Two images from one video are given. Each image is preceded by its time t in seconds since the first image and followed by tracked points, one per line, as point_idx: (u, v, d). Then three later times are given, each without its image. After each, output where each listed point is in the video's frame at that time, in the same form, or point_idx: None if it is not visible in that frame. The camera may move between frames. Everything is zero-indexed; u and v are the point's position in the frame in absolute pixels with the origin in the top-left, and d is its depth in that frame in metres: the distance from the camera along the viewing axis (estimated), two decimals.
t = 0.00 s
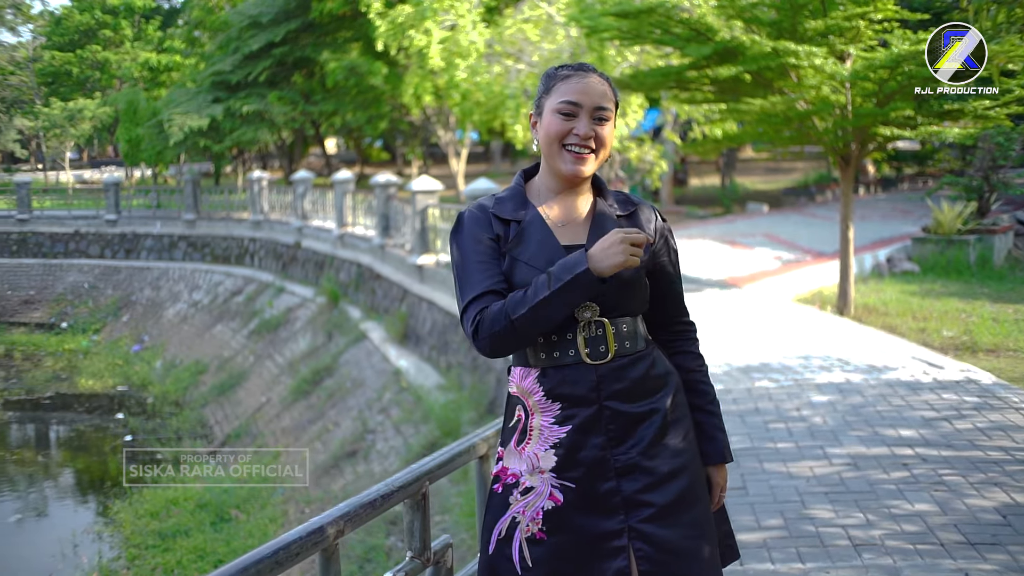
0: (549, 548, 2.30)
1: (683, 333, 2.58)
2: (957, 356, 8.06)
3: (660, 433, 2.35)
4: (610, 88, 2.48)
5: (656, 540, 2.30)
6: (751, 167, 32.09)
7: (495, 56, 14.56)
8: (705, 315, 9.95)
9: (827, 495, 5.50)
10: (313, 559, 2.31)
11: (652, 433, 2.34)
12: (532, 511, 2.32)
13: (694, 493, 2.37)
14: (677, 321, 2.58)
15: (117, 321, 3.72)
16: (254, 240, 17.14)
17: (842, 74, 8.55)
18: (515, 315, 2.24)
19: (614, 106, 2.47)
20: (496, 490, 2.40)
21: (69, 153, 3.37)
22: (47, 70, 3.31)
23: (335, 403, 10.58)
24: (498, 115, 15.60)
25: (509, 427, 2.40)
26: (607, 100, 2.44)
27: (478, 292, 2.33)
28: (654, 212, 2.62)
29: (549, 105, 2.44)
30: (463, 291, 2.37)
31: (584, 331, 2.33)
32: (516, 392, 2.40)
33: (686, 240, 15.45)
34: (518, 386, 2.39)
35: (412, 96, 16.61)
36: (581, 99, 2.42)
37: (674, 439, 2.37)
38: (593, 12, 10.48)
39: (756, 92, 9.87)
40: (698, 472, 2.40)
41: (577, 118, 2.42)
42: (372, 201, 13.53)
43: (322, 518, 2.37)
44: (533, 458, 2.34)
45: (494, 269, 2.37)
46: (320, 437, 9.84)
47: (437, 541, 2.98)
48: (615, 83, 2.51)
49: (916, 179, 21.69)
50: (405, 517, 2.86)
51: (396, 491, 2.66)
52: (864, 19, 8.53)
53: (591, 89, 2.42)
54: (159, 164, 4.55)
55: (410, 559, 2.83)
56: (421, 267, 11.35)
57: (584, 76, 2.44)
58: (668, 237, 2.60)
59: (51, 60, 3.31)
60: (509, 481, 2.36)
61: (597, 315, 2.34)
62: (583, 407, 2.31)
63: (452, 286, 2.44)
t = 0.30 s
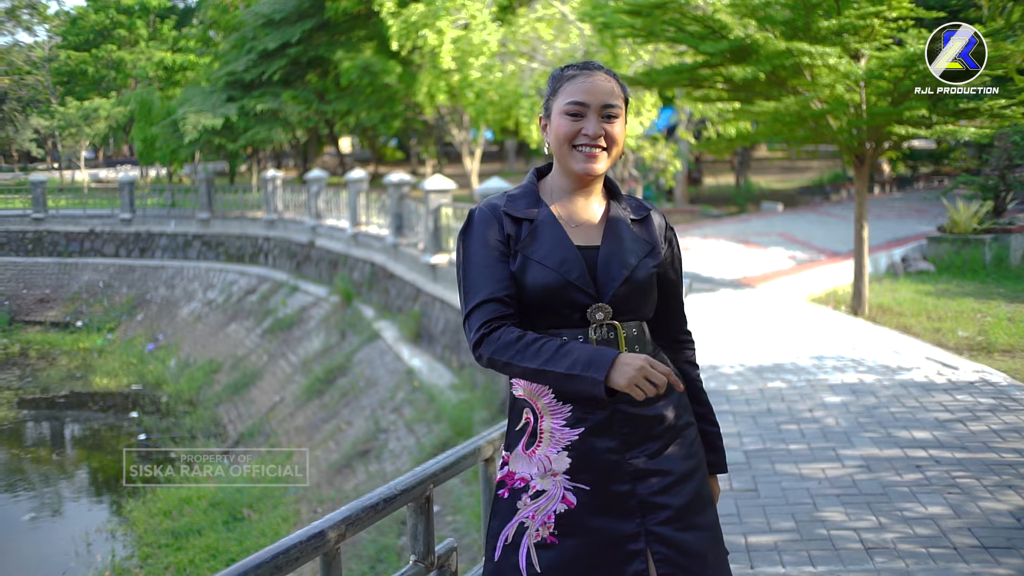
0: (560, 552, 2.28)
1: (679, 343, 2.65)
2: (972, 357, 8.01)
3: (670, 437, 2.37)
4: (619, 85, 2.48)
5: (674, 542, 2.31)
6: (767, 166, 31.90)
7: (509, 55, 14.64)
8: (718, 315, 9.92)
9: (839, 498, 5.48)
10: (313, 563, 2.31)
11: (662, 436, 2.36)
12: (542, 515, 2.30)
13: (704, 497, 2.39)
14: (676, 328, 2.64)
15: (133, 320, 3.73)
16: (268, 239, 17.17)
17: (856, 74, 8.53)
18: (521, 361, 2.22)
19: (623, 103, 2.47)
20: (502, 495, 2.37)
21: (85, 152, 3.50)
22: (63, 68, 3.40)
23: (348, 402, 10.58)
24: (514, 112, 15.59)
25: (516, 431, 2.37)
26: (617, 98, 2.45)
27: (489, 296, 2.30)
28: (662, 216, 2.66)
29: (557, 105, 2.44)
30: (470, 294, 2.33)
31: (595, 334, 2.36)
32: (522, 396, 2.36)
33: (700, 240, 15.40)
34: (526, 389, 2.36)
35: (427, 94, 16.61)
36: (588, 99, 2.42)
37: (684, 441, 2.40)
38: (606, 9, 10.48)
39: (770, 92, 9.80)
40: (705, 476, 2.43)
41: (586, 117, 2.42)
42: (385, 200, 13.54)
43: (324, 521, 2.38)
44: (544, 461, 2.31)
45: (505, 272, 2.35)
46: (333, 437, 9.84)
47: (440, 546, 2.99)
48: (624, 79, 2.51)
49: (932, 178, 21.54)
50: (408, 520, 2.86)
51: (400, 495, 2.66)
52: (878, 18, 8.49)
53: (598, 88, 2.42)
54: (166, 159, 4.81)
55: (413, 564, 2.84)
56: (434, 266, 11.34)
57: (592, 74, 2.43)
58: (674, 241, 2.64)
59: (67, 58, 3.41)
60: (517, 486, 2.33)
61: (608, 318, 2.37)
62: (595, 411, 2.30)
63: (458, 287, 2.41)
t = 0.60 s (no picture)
0: (569, 555, 2.31)
1: (689, 345, 2.62)
2: (990, 361, 7.95)
3: (677, 443, 2.43)
4: (628, 83, 2.47)
5: (683, 545, 2.39)
6: (784, 168, 31.72)
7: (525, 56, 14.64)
8: (734, 317, 9.87)
9: (853, 502, 5.45)
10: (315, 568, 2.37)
11: (669, 442, 2.42)
12: (551, 517, 2.33)
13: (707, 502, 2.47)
14: (688, 330, 2.62)
15: (150, 321, 3.98)
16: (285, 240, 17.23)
17: (873, 74, 8.47)
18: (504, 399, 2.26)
19: (633, 100, 2.45)
20: (506, 498, 2.40)
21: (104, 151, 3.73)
22: (82, 69, 3.57)
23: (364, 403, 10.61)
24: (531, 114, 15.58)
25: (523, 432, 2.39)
26: (629, 97, 2.43)
27: (498, 300, 2.30)
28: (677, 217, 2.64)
29: (568, 105, 2.43)
30: (479, 294, 2.33)
31: (609, 336, 2.35)
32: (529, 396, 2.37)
33: (715, 241, 15.37)
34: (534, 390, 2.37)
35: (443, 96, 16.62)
36: (597, 98, 2.41)
37: (692, 447, 2.47)
38: (623, 8, 10.45)
39: (787, 93, 9.75)
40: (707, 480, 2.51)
41: (597, 117, 2.41)
42: (401, 201, 13.54)
43: (328, 526, 2.44)
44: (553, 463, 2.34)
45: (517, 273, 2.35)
46: (348, 438, 9.84)
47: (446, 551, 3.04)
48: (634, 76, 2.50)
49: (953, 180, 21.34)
50: (414, 525, 2.93)
51: (405, 500, 2.71)
52: (895, 19, 8.43)
53: (608, 87, 2.41)
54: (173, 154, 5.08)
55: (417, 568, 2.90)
56: (449, 267, 11.35)
57: (601, 73, 2.42)
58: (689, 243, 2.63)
59: (86, 60, 3.59)
60: (523, 488, 2.36)
61: (621, 321, 2.36)
62: (606, 415, 2.33)
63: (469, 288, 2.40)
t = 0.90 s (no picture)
0: (577, 555, 2.33)
1: (701, 351, 2.61)
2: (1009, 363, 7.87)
3: (687, 449, 2.43)
4: (639, 81, 2.47)
5: (690, 550, 2.38)
6: (805, 167, 31.50)
7: (543, 56, 14.65)
8: (752, 318, 9.82)
9: (870, 505, 5.41)
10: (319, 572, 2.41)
11: (680, 447, 2.41)
12: (557, 519, 2.33)
13: (713, 509, 2.45)
14: (704, 335, 2.61)
15: (165, 320, 4.33)
16: (305, 239, 17.27)
17: (892, 74, 8.39)
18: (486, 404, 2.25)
19: (644, 97, 2.45)
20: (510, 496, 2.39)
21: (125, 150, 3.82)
22: (103, 69, 3.68)
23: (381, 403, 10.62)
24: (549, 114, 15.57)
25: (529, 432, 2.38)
26: (639, 95, 2.44)
27: (506, 300, 2.30)
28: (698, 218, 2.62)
29: (578, 104, 2.44)
30: (486, 293, 2.33)
31: (622, 339, 2.35)
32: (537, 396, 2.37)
33: (734, 241, 15.30)
34: (542, 389, 2.37)
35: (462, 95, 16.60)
36: (605, 98, 2.41)
37: (701, 453, 2.46)
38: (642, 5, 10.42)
39: (806, 92, 9.67)
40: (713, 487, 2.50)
41: (607, 116, 2.41)
42: (420, 201, 13.54)
43: (333, 530, 2.48)
44: (559, 464, 2.34)
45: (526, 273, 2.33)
46: (366, 438, 9.82)
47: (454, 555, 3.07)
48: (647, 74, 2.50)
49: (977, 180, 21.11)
50: (422, 528, 2.96)
51: (412, 504, 2.74)
52: (915, 18, 8.37)
53: (617, 86, 2.42)
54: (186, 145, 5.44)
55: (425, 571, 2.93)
56: (467, 267, 11.34)
57: (611, 71, 2.42)
58: (708, 244, 2.61)
59: (109, 59, 3.69)
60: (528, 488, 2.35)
61: (634, 325, 2.36)
62: (616, 419, 2.34)
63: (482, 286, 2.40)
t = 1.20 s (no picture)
0: (578, 555, 2.30)
1: (719, 358, 2.57)
2: None
3: (696, 456, 2.39)
4: (649, 81, 2.45)
5: (693, 559, 2.33)
6: (830, 166, 31.26)
7: (564, 55, 14.67)
8: (772, 318, 9.77)
9: (890, 508, 5.37)
10: None
11: (688, 455, 2.37)
12: (560, 518, 2.32)
13: (721, 520, 2.40)
14: (723, 342, 2.57)
15: (184, 320, 5.05)
16: (327, 238, 17.36)
17: (917, 72, 8.30)
18: (472, 400, 2.33)
19: (654, 97, 2.43)
20: (517, 496, 2.40)
21: (150, 149, 4.69)
22: (127, 68, 4.30)
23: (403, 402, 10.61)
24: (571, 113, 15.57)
25: (539, 431, 2.40)
26: (645, 93, 2.41)
27: (507, 303, 2.34)
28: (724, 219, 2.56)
29: (586, 106, 2.43)
30: (493, 294, 2.38)
31: (630, 343, 2.33)
32: (547, 394, 2.39)
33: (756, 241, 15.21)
34: (551, 388, 2.39)
35: (483, 94, 16.63)
36: (612, 99, 2.40)
37: (709, 463, 2.42)
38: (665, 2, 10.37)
39: (829, 91, 9.60)
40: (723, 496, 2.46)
41: (614, 117, 2.40)
42: (442, 200, 13.55)
43: (341, 532, 2.47)
44: (564, 463, 2.34)
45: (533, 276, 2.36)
46: (387, 437, 9.78)
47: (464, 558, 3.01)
48: (660, 74, 2.47)
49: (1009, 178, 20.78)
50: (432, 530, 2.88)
51: (421, 506, 2.69)
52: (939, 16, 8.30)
53: (623, 87, 2.40)
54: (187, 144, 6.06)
55: None
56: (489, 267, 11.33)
57: (619, 72, 2.41)
58: (733, 245, 2.54)
59: (133, 62, 4.52)
60: (533, 487, 2.37)
61: (642, 329, 2.33)
62: (621, 423, 2.32)
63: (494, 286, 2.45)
